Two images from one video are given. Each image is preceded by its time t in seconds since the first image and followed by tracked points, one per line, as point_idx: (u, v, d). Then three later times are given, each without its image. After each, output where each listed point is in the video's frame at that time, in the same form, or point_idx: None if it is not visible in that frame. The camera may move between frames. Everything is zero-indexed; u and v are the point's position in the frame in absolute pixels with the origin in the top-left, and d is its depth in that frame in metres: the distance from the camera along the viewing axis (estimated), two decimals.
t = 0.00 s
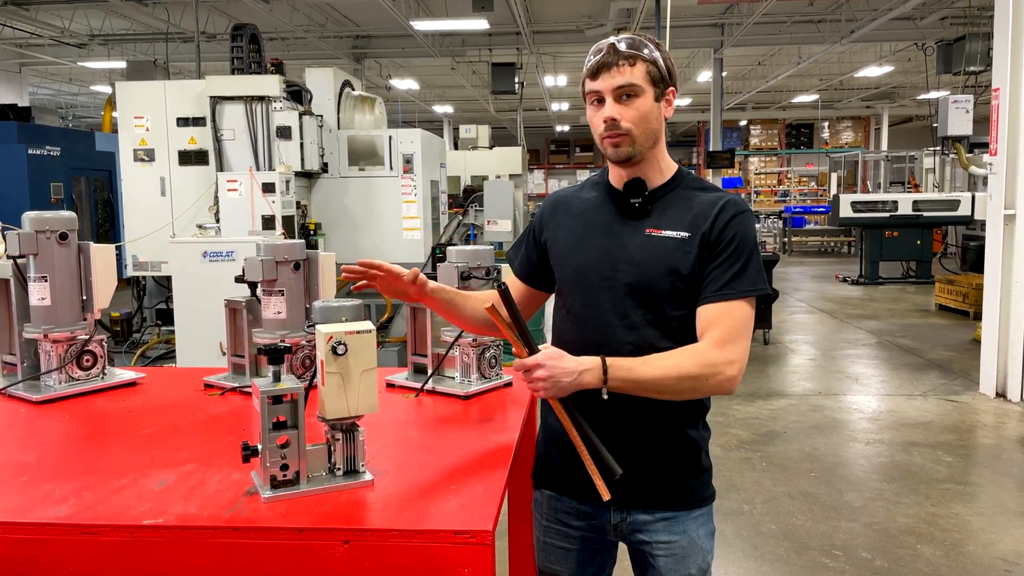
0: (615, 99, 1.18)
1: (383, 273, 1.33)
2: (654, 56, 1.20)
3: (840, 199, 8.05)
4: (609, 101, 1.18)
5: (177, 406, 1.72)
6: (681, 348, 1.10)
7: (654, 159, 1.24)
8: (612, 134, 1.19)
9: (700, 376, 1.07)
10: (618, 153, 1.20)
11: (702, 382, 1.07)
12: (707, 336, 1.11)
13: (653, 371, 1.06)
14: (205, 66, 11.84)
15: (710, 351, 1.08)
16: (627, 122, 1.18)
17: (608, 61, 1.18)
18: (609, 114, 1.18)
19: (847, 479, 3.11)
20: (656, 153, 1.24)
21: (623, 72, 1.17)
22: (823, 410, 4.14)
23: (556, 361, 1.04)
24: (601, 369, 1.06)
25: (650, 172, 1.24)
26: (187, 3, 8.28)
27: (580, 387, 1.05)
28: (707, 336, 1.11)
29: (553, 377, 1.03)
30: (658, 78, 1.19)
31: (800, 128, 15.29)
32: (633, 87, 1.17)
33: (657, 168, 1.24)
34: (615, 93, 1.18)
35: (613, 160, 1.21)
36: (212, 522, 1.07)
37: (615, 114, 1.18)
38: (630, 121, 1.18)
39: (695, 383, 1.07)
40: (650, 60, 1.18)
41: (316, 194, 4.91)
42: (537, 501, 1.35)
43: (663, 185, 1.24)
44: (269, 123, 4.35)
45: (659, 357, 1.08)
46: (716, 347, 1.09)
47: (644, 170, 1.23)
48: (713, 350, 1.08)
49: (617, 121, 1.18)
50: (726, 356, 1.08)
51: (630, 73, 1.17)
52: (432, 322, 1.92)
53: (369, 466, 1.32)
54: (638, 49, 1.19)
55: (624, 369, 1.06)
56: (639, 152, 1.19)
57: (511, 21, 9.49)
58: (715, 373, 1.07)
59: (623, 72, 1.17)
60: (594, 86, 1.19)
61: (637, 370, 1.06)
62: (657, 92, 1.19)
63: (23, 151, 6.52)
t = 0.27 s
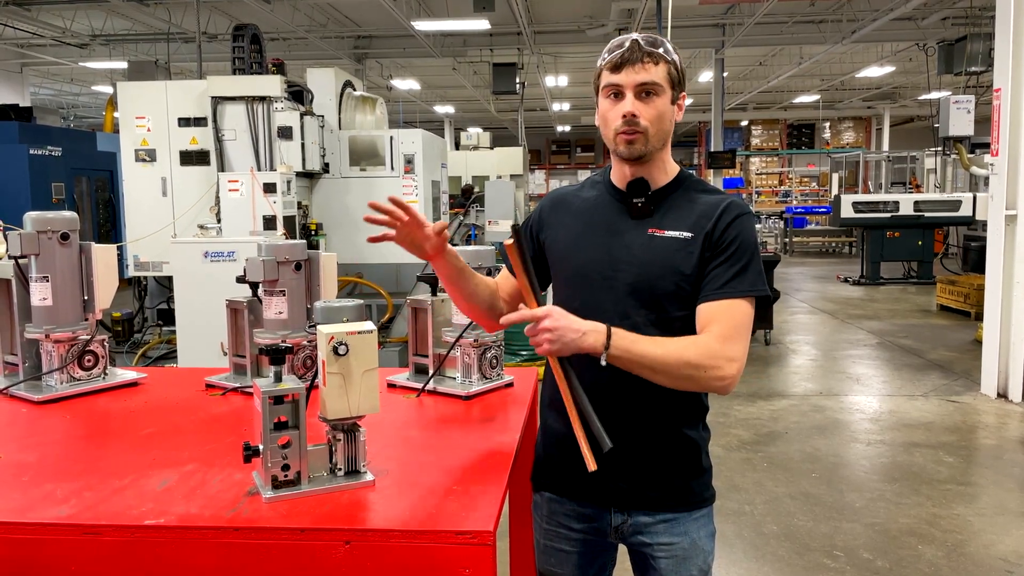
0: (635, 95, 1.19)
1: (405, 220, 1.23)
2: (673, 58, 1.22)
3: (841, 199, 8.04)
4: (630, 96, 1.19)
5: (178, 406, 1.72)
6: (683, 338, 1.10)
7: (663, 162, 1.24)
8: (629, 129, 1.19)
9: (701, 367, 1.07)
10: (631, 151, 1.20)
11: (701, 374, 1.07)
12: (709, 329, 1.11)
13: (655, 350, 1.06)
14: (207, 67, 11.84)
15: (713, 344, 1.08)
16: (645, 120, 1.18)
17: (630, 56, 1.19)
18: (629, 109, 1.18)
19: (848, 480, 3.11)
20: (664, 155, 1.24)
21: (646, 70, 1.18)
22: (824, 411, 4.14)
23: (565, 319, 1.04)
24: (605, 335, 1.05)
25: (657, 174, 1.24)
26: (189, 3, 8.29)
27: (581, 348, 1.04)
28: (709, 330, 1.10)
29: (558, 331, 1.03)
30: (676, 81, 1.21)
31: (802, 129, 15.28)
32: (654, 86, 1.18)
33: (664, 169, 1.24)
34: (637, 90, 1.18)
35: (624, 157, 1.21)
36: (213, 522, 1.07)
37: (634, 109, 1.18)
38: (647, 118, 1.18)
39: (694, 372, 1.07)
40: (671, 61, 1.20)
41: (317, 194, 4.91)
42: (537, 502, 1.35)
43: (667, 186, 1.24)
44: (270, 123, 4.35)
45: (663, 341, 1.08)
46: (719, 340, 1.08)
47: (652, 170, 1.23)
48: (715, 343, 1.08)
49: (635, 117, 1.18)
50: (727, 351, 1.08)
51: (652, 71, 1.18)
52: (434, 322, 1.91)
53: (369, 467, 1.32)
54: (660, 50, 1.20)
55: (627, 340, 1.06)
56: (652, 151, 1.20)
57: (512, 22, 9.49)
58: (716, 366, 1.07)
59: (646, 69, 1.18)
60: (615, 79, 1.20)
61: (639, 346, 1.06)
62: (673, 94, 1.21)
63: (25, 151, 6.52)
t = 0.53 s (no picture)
0: (643, 90, 1.19)
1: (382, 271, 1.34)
2: (683, 60, 1.22)
3: (843, 199, 8.04)
4: (638, 90, 1.18)
5: (180, 405, 1.72)
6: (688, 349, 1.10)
7: (663, 162, 1.24)
8: (634, 125, 1.18)
9: (711, 377, 1.06)
10: (635, 147, 1.19)
11: (712, 383, 1.06)
12: (715, 335, 1.10)
13: (663, 371, 1.05)
14: (209, 66, 11.84)
15: (719, 350, 1.07)
16: (651, 116, 1.18)
17: (642, 52, 1.19)
18: (636, 103, 1.17)
19: (849, 479, 3.11)
20: (665, 156, 1.24)
21: (656, 67, 1.18)
22: (826, 410, 4.13)
23: (567, 363, 1.04)
24: (610, 371, 1.05)
25: (657, 174, 1.24)
26: (190, 2, 8.30)
27: (590, 388, 1.04)
28: (715, 336, 1.10)
29: (564, 378, 1.03)
30: (684, 82, 1.22)
31: (803, 128, 15.26)
32: (663, 84, 1.18)
33: (663, 170, 1.24)
34: (645, 85, 1.19)
35: (627, 154, 1.20)
36: (215, 521, 1.07)
37: (640, 104, 1.18)
38: (653, 115, 1.18)
39: (704, 384, 1.06)
40: (681, 63, 1.21)
41: (318, 193, 4.90)
42: (537, 502, 1.34)
43: (667, 186, 1.24)
44: (272, 123, 4.35)
45: (670, 359, 1.07)
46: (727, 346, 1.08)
47: (652, 170, 1.24)
48: (721, 349, 1.08)
49: (641, 112, 1.18)
50: (735, 355, 1.08)
51: (661, 69, 1.18)
52: (435, 320, 1.91)
53: (370, 466, 1.32)
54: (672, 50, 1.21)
55: (633, 370, 1.06)
56: (654, 148, 1.20)
57: (514, 21, 9.48)
58: (726, 375, 1.07)
59: (656, 66, 1.18)
60: (624, 73, 1.19)
61: (647, 372, 1.05)
62: (681, 95, 1.21)
63: (26, 150, 6.53)
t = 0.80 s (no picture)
0: (640, 100, 1.18)
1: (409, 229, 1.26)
2: (677, 59, 1.21)
3: (844, 198, 8.03)
4: (636, 100, 1.18)
5: (182, 403, 1.72)
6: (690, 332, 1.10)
7: (662, 162, 1.24)
8: (633, 134, 1.18)
9: (707, 363, 1.06)
10: (634, 154, 1.19)
11: (708, 370, 1.06)
12: (716, 323, 1.10)
13: (662, 342, 1.06)
14: (210, 65, 11.84)
15: (718, 340, 1.07)
16: (650, 125, 1.18)
17: (637, 58, 1.18)
18: (634, 115, 1.18)
19: (850, 479, 3.11)
20: (664, 155, 1.24)
21: (652, 74, 1.17)
22: (827, 409, 4.13)
23: (570, 310, 1.05)
24: (610, 327, 1.05)
25: (656, 173, 1.24)
26: (192, 1, 8.31)
27: (588, 340, 1.05)
28: (716, 324, 1.10)
29: (563, 324, 1.04)
30: (679, 81, 1.21)
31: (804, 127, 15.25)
32: (660, 90, 1.18)
33: (662, 168, 1.24)
34: (642, 94, 1.18)
35: (626, 160, 1.20)
36: (216, 520, 1.07)
37: (639, 115, 1.18)
38: (652, 125, 1.19)
39: (700, 369, 1.06)
40: (676, 65, 1.20)
41: (320, 192, 4.90)
42: (539, 501, 1.34)
43: (665, 184, 1.24)
44: (273, 122, 4.35)
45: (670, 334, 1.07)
46: (725, 335, 1.08)
47: (652, 170, 1.23)
48: (723, 337, 1.07)
49: (641, 123, 1.18)
50: (732, 345, 1.08)
51: (658, 75, 1.17)
52: (436, 319, 1.91)
53: (372, 464, 1.32)
54: (667, 53, 1.20)
55: (634, 334, 1.06)
56: (656, 154, 1.20)
57: (515, 20, 9.48)
58: (722, 361, 1.07)
59: (652, 73, 1.17)
60: (620, 82, 1.18)
61: (645, 340, 1.06)
62: (676, 95, 1.21)
63: (27, 149, 6.53)
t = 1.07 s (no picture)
0: (640, 99, 1.18)
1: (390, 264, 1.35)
2: (679, 58, 1.20)
3: (845, 198, 8.03)
4: (635, 100, 1.18)
5: (184, 402, 1.72)
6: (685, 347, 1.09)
7: (662, 162, 1.24)
8: (632, 134, 1.18)
9: (706, 376, 1.06)
10: (633, 154, 1.19)
11: (707, 382, 1.06)
12: (711, 334, 1.10)
13: (660, 367, 1.05)
14: (210, 64, 11.85)
15: (717, 349, 1.07)
16: (649, 125, 1.18)
17: (638, 57, 1.17)
18: (633, 114, 1.17)
19: (851, 478, 3.11)
20: (664, 155, 1.24)
21: (653, 73, 1.17)
22: (827, 409, 4.13)
23: (566, 356, 1.04)
24: (607, 365, 1.05)
25: (656, 174, 1.23)
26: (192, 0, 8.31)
27: (588, 382, 1.04)
28: (711, 335, 1.10)
29: (561, 371, 1.03)
30: (681, 81, 1.20)
31: (805, 126, 15.25)
32: (660, 90, 1.17)
33: (662, 168, 1.23)
34: (643, 94, 1.18)
35: (625, 160, 1.20)
36: (216, 519, 1.07)
37: (638, 115, 1.17)
38: (651, 124, 1.18)
39: (699, 381, 1.06)
40: (678, 64, 1.19)
41: (320, 191, 4.91)
42: (538, 500, 1.34)
43: (665, 185, 1.24)
44: (274, 121, 4.35)
45: (663, 356, 1.07)
46: (724, 344, 1.08)
47: (652, 171, 1.23)
48: (717, 348, 1.07)
49: (640, 122, 1.18)
50: (732, 354, 1.07)
51: (659, 75, 1.17)
52: (436, 318, 1.90)
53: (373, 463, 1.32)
54: (669, 52, 1.19)
55: (632, 365, 1.05)
56: (654, 155, 1.20)
57: (516, 19, 9.48)
58: (721, 372, 1.07)
59: (653, 73, 1.17)
60: (620, 81, 1.18)
61: (641, 366, 1.05)
62: (677, 95, 1.21)
63: (27, 148, 6.53)
